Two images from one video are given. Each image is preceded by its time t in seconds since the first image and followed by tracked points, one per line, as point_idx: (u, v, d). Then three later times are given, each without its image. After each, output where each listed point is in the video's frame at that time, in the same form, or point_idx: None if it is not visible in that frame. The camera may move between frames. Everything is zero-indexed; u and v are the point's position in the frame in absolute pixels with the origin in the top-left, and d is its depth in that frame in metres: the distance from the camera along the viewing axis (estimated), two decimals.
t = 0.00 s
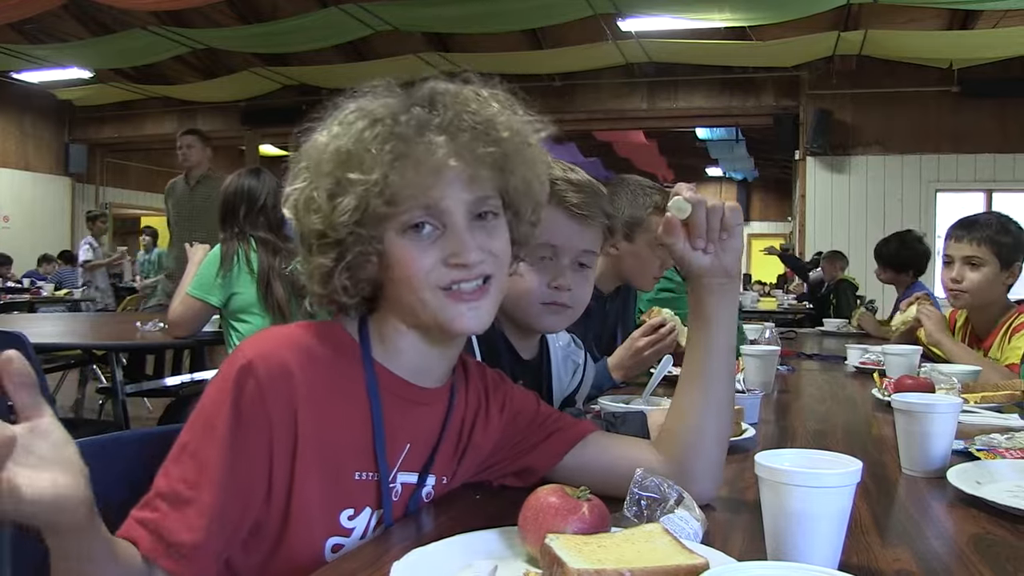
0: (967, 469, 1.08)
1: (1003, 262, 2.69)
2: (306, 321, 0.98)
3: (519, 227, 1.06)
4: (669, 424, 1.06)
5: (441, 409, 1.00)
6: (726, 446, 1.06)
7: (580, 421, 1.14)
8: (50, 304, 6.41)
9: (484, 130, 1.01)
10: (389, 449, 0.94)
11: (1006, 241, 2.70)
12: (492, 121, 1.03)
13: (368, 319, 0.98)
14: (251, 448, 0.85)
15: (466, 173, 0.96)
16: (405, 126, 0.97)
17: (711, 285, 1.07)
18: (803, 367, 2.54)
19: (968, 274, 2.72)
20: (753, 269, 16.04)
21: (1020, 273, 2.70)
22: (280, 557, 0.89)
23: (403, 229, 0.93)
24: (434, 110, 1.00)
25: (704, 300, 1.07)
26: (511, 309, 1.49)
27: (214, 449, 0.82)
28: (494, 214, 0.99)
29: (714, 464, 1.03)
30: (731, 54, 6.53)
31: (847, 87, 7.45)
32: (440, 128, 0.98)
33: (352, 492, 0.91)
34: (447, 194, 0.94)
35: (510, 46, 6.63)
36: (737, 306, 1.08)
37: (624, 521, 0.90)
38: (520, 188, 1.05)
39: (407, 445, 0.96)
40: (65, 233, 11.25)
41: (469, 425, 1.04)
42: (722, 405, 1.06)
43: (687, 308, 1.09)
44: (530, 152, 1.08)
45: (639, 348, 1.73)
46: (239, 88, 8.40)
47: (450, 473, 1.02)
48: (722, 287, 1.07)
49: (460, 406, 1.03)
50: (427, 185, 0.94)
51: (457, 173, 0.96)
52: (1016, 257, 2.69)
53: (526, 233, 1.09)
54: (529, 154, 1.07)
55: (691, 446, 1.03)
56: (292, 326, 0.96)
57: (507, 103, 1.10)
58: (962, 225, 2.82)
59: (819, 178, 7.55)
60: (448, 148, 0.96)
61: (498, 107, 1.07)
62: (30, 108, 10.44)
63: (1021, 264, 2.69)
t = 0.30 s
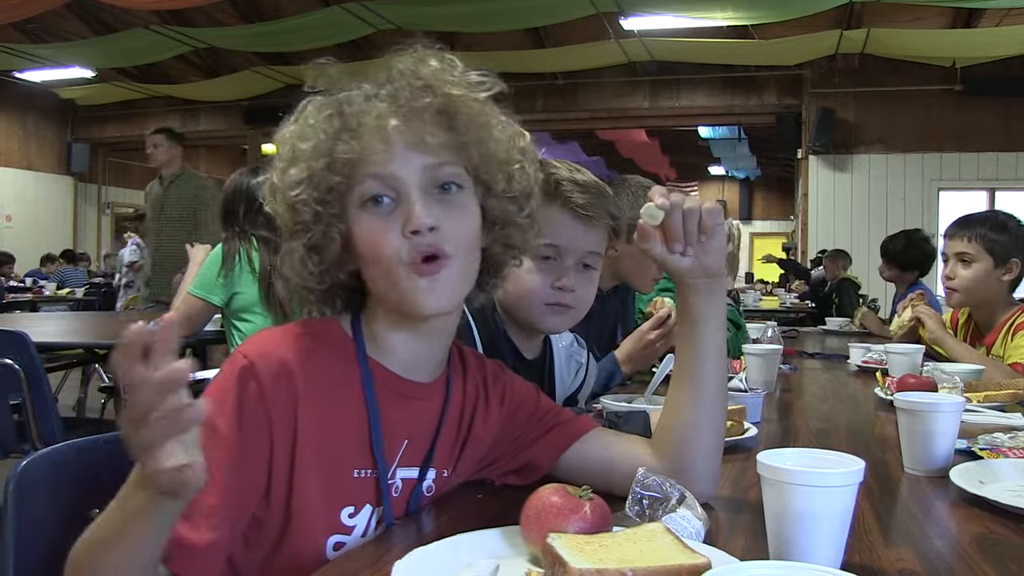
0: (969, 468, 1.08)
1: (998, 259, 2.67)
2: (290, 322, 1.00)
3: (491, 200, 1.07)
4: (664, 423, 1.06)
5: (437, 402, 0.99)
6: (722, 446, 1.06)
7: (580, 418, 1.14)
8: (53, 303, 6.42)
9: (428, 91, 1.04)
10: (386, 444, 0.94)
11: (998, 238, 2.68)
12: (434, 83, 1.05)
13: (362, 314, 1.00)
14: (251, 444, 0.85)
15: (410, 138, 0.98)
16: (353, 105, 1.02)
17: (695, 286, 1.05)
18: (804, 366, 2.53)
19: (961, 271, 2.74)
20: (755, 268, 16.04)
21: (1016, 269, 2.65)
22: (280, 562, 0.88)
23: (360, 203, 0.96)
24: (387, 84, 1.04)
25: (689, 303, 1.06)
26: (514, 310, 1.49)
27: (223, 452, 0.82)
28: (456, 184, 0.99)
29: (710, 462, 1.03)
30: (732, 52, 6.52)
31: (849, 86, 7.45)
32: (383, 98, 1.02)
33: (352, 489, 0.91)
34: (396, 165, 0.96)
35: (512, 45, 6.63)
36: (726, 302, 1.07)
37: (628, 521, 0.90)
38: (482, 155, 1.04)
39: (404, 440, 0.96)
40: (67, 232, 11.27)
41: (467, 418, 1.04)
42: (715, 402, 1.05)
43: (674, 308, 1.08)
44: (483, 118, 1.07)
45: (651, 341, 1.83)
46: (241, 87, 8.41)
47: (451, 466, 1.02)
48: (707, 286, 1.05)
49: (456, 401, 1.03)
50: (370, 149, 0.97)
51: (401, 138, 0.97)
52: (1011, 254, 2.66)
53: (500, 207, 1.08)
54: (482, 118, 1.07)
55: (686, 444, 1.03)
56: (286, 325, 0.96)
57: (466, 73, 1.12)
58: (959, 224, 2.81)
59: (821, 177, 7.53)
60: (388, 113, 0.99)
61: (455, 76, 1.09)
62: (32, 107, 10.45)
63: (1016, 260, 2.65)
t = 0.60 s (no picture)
0: (967, 468, 1.08)
1: (997, 258, 2.67)
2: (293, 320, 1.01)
3: (488, 208, 1.04)
4: (662, 422, 1.06)
5: (433, 397, 0.99)
6: (720, 445, 1.06)
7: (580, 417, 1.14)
8: (52, 304, 6.41)
9: (431, 92, 1.04)
10: (380, 438, 0.93)
11: (997, 237, 2.69)
12: (441, 84, 1.06)
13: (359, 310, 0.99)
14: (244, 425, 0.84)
15: (407, 136, 0.96)
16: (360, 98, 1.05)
17: (689, 289, 1.05)
18: (803, 366, 2.53)
19: (959, 268, 2.75)
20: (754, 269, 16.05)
21: (1014, 267, 2.66)
22: (268, 547, 0.84)
23: (357, 193, 0.95)
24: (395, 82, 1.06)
25: (683, 305, 1.06)
26: (511, 309, 1.49)
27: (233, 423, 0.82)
28: (452, 188, 0.97)
29: (710, 460, 1.04)
30: (731, 52, 6.52)
31: (847, 86, 7.45)
32: (391, 93, 1.04)
33: (343, 481, 0.90)
34: (392, 159, 0.95)
35: (511, 45, 6.62)
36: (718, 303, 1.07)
37: (626, 521, 0.90)
38: (485, 162, 1.03)
39: (398, 435, 0.96)
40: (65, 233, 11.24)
41: (464, 416, 1.04)
42: (712, 403, 1.06)
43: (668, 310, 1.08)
44: (486, 118, 1.07)
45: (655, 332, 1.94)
46: (239, 87, 8.41)
47: (446, 465, 1.02)
48: (701, 289, 1.05)
49: (452, 400, 1.02)
50: (368, 138, 0.97)
51: (400, 136, 0.96)
52: (1010, 253, 2.66)
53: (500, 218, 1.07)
54: (483, 120, 1.06)
55: (684, 443, 1.04)
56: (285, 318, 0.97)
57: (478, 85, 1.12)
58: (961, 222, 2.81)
59: (820, 177, 7.54)
60: (392, 110, 0.99)
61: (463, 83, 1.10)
62: (31, 108, 10.43)
63: (1015, 259, 2.65)
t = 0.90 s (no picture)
0: (969, 470, 1.08)
1: (999, 261, 2.67)
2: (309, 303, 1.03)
3: (537, 268, 1.08)
4: (664, 423, 1.06)
5: (428, 398, 0.99)
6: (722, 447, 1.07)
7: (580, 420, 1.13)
8: (52, 304, 6.43)
9: (564, 143, 1.06)
10: (371, 436, 0.94)
11: (1001, 240, 2.68)
12: (573, 141, 1.08)
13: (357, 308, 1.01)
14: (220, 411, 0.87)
15: (518, 176, 0.98)
16: (498, 107, 1.04)
17: (697, 295, 1.06)
18: (804, 367, 2.53)
19: (960, 269, 2.75)
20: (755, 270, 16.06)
21: (1016, 271, 2.66)
22: (250, 525, 0.88)
23: (436, 192, 0.97)
24: (536, 113, 1.07)
25: (690, 309, 1.06)
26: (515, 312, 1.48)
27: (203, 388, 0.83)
28: (518, 235, 0.99)
29: (713, 462, 1.04)
30: (731, 54, 6.52)
31: (848, 88, 7.45)
32: (523, 122, 1.04)
33: (327, 476, 0.91)
34: (491, 185, 0.96)
35: (512, 46, 6.62)
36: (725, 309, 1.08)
37: (627, 522, 0.90)
38: (558, 225, 1.06)
39: (389, 432, 0.96)
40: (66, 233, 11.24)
41: (461, 418, 1.03)
42: (716, 406, 1.06)
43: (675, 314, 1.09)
44: (588, 198, 1.10)
45: (656, 326, 1.97)
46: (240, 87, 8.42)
47: (442, 466, 1.02)
48: (708, 296, 1.06)
49: (447, 401, 1.02)
50: (487, 155, 0.98)
51: (510, 170, 0.98)
52: (1013, 256, 2.66)
53: (540, 275, 1.09)
54: (589, 186, 1.09)
55: (687, 445, 1.04)
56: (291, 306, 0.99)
57: (607, 146, 1.14)
58: (966, 221, 2.79)
59: (821, 179, 7.54)
60: (517, 140, 1.01)
61: (596, 139, 1.12)
62: (32, 108, 10.44)
63: (1017, 263, 2.65)
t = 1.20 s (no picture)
0: (968, 470, 1.08)
1: (989, 263, 2.66)
2: (312, 316, 1.01)
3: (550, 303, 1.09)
4: (669, 424, 1.06)
5: (428, 411, 1.00)
6: (724, 448, 1.07)
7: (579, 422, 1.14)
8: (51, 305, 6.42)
9: (616, 187, 1.10)
10: (369, 451, 0.94)
11: (992, 242, 2.67)
12: (622, 188, 1.12)
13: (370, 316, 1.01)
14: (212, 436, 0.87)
15: (559, 210, 1.00)
16: (554, 138, 1.07)
17: (707, 296, 1.06)
18: (804, 368, 2.53)
19: (951, 271, 2.74)
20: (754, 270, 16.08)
21: (1006, 273, 2.65)
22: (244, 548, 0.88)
23: (479, 206, 0.97)
24: (591, 151, 1.09)
25: (698, 310, 1.06)
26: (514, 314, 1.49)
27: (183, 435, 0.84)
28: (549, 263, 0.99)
29: (715, 463, 1.04)
30: (731, 54, 6.52)
31: (848, 89, 7.45)
32: (575, 156, 1.06)
33: (324, 494, 0.91)
34: (533, 212, 0.98)
35: (511, 47, 6.61)
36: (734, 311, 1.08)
37: (627, 522, 0.91)
38: (584, 257, 1.08)
39: (388, 447, 0.96)
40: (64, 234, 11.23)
41: (460, 427, 1.04)
42: (720, 408, 1.07)
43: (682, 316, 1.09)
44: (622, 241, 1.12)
45: (653, 322, 1.97)
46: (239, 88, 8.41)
47: (440, 477, 1.02)
48: (719, 296, 1.06)
49: (447, 412, 1.02)
50: (537, 178, 1.00)
51: (553, 202, 1.00)
52: (1004, 258, 2.65)
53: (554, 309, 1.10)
54: (624, 230, 1.12)
55: (690, 444, 1.04)
56: (291, 318, 0.99)
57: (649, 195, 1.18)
58: (957, 223, 2.78)
59: (820, 180, 7.54)
60: (573, 174, 1.03)
61: (641, 191, 1.16)
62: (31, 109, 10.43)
63: (1008, 265, 2.64)
